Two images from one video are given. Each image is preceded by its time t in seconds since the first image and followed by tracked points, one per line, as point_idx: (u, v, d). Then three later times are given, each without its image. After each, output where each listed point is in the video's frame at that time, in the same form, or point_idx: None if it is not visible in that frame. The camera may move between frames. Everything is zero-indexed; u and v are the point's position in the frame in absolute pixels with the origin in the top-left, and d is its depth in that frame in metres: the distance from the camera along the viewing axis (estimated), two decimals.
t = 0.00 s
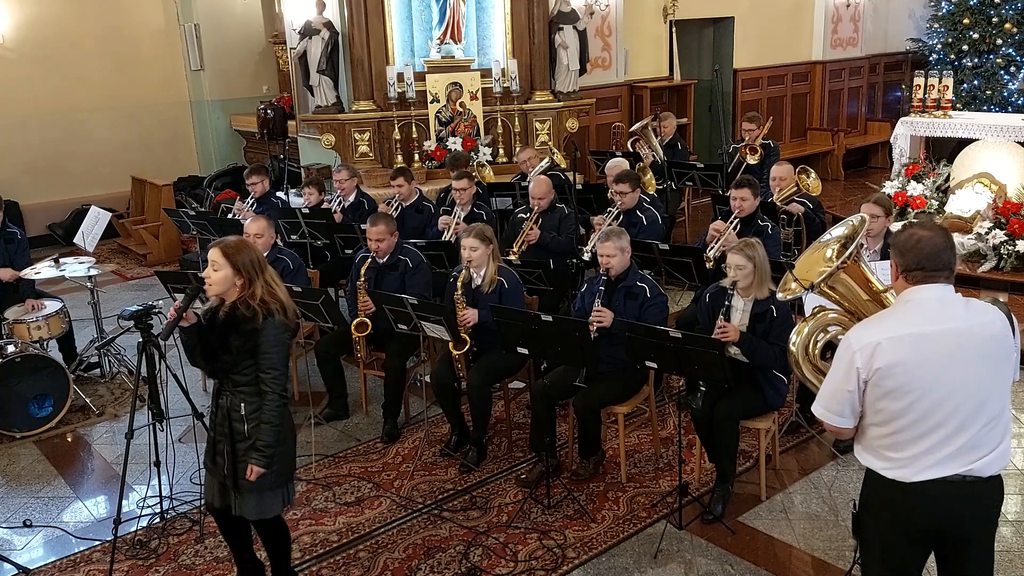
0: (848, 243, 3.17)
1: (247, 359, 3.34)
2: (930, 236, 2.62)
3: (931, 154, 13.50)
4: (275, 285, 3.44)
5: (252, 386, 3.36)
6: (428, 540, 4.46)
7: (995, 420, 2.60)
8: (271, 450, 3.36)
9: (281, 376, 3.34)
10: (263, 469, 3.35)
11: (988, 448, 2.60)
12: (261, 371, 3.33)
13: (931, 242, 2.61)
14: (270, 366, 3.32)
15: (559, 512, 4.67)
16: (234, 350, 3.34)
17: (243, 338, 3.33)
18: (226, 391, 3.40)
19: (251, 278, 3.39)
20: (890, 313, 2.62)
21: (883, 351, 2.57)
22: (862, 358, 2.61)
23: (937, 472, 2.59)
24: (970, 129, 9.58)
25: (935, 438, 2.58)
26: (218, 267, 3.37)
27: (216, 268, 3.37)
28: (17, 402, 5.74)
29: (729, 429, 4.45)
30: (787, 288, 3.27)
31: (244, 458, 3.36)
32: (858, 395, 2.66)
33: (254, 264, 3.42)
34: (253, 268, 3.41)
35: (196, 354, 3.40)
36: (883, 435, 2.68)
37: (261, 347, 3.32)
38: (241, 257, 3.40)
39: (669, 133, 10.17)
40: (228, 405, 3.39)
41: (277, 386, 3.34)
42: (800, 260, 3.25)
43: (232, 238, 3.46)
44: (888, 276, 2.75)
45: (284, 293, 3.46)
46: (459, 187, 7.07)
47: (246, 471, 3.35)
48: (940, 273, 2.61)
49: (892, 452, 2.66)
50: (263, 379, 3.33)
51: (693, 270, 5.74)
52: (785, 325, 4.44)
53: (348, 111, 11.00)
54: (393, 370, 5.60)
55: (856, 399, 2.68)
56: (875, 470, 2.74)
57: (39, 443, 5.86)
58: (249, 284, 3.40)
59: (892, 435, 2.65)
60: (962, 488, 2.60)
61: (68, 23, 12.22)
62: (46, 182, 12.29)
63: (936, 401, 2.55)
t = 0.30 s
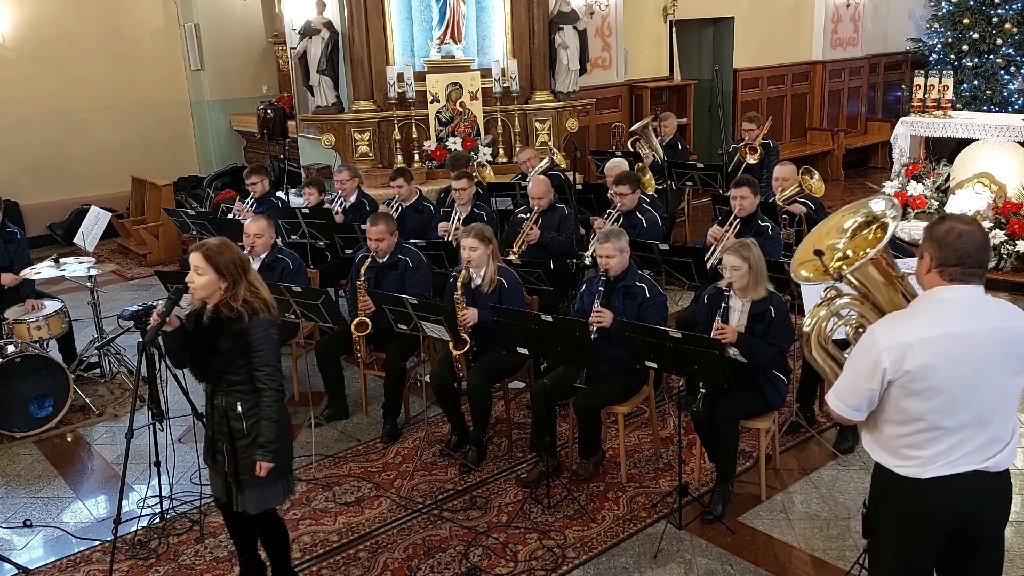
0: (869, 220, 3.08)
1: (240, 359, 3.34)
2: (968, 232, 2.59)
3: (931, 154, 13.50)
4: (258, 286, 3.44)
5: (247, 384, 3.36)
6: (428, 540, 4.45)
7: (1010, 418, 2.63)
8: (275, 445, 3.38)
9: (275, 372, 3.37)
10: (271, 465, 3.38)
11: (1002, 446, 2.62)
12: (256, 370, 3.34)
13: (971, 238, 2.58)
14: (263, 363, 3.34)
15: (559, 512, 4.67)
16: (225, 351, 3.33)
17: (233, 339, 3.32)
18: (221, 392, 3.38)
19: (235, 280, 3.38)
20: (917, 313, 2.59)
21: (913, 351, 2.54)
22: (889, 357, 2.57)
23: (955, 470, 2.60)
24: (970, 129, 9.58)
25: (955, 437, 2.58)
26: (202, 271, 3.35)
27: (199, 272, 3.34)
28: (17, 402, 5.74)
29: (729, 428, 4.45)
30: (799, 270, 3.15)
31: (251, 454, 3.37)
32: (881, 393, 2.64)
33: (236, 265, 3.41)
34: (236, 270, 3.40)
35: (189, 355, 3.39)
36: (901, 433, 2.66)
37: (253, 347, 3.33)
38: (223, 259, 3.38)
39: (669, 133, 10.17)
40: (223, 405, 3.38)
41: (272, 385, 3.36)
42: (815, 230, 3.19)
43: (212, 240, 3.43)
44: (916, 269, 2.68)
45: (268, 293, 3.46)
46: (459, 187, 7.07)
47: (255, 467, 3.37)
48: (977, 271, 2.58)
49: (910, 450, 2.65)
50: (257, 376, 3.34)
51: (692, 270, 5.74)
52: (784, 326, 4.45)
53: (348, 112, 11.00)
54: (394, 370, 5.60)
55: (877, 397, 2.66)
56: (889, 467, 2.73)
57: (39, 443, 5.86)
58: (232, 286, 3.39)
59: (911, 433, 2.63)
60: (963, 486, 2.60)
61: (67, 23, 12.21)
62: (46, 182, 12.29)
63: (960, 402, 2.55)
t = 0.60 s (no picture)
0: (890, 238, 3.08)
1: (231, 360, 3.34)
2: (979, 232, 2.62)
3: (931, 154, 13.49)
4: (243, 287, 3.44)
5: (241, 384, 3.37)
6: (428, 540, 4.46)
7: None
8: (275, 441, 3.39)
9: (267, 371, 3.37)
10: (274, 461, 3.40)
11: (1020, 454, 2.57)
12: (248, 369, 3.34)
13: (982, 238, 2.61)
14: (256, 363, 3.34)
15: (559, 512, 4.67)
16: (216, 354, 3.32)
17: (224, 342, 3.32)
18: (214, 394, 3.39)
19: (220, 282, 3.37)
20: (930, 310, 2.61)
21: (921, 347, 2.56)
22: (898, 352, 2.60)
23: (965, 472, 2.58)
24: (970, 129, 9.58)
25: (965, 438, 2.57)
26: (185, 276, 3.34)
27: (181, 278, 3.34)
28: (17, 402, 5.74)
29: (729, 429, 4.45)
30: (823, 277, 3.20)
31: (250, 451, 3.39)
32: (892, 389, 2.66)
33: (220, 267, 3.40)
34: (220, 273, 3.38)
35: (179, 360, 3.37)
36: (913, 431, 2.66)
37: (243, 347, 3.33)
38: (204, 263, 3.36)
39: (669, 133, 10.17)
40: (216, 407, 3.38)
41: (266, 384, 3.37)
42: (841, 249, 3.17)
43: (192, 245, 3.41)
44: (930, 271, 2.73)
45: (253, 294, 3.45)
46: (459, 187, 7.07)
47: (258, 464, 3.38)
48: (988, 271, 2.60)
49: (920, 449, 2.65)
50: (251, 376, 3.35)
51: (692, 270, 5.73)
52: (781, 326, 4.46)
53: (348, 111, 11.00)
54: (394, 370, 5.60)
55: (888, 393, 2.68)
56: (901, 467, 2.73)
57: (39, 443, 5.86)
58: (217, 288, 3.38)
59: (921, 431, 2.64)
60: (967, 486, 2.58)
61: (67, 23, 12.21)
62: (46, 182, 12.29)
63: (973, 400, 2.54)
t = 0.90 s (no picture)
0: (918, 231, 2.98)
1: (228, 355, 3.34)
2: (998, 229, 2.64)
3: (931, 154, 13.49)
4: (239, 281, 3.44)
5: (237, 380, 3.38)
6: (428, 540, 4.46)
7: None
8: (266, 436, 3.39)
9: (264, 366, 3.37)
10: (262, 457, 3.39)
11: None
12: (245, 364, 3.35)
13: (999, 236, 2.63)
14: (253, 357, 3.35)
15: (559, 512, 4.67)
16: (214, 348, 3.31)
17: (221, 336, 3.31)
18: (209, 392, 3.38)
19: (217, 276, 3.36)
20: (938, 309, 2.63)
21: (925, 344, 2.59)
22: (904, 349, 2.64)
23: (970, 471, 2.58)
24: (970, 129, 9.57)
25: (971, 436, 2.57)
26: (182, 271, 3.31)
27: (178, 273, 3.31)
28: (17, 402, 5.74)
29: (729, 428, 4.45)
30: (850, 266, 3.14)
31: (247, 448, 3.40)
32: (900, 386, 2.70)
33: (216, 261, 3.38)
34: (216, 267, 3.37)
35: (174, 356, 3.35)
36: (921, 427, 2.69)
37: (240, 342, 3.33)
38: (201, 257, 3.34)
39: (669, 133, 10.17)
40: (212, 405, 3.38)
41: (262, 377, 3.37)
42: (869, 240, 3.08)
43: (187, 239, 3.38)
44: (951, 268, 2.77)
45: (247, 287, 3.46)
46: (459, 187, 7.08)
47: (245, 458, 3.38)
48: (1006, 269, 2.61)
49: (928, 445, 2.67)
50: (248, 370, 3.35)
51: (692, 270, 5.72)
52: (779, 326, 4.46)
53: (349, 112, 11.00)
54: (394, 369, 5.60)
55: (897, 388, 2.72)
56: (913, 462, 2.76)
57: (39, 443, 5.86)
58: (214, 282, 3.37)
59: (928, 428, 2.66)
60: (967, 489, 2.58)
61: (67, 23, 12.21)
62: (47, 183, 12.30)
63: (978, 400, 2.54)
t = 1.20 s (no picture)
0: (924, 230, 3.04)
1: (233, 355, 3.35)
2: (1011, 231, 2.60)
3: (931, 154, 13.49)
4: (243, 281, 3.45)
5: (241, 379, 3.38)
6: (428, 540, 4.46)
7: None
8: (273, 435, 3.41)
9: (269, 365, 3.38)
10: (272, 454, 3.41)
11: None
12: (250, 362, 3.36)
13: (1014, 237, 2.59)
14: (257, 356, 3.36)
15: (559, 512, 4.67)
16: (221, 347, 3.32)
17: (228, 334, 3.32)
18: (213, 392, 3.39)
19: (223, 275, 3.36)
20: (959, 310, 2.60)
21: (951, 348, 2.56)
22: (928, 353, 2.59)
23: (996, 472, 2.58)
24: (970, 129, 9.58)
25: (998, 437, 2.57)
26: (190, 271, 3.29)
27: (186, 272, 3.29)
28: (17, 402, 5.74)
29: (729, 429, 4.45)
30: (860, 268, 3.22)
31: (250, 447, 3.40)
32: (922, 389, 2.65)
33: (222, 260, 3.36)
34: (223, 266, 3.36)
35: (176, 356, 3.35)
36: (943, 430, 2.67)
37: (246, 341, 3.34)
38: (209, 256, 3.32)
39: (669, 133, 10.17)
40: (215, 404, 3.39)
41: (267, 376, 3.38)
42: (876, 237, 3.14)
43: (193, 239, 3.37)
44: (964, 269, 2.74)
45: (251, 286, 3.47)
46: (459, 187, 7.07)
47: (256, 457, 3.39)
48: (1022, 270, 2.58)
49: (950, 447, 2.66)
50: (252, 369, 3.36)
51: (692, 270, 5.72)
52: (779, 326, 4.46)
53: (348, 111, 10.99)
54: (394, 370, 5.60)
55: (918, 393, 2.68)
56: (930, 464, 2.74)
57: (39, 443, 5.86)
58: (221, 281, 3.37)
59: (951, 430, 2.64)
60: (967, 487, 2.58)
61: (67, 23, 12.21)
62: (47, 183, 12.30)
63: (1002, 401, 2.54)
